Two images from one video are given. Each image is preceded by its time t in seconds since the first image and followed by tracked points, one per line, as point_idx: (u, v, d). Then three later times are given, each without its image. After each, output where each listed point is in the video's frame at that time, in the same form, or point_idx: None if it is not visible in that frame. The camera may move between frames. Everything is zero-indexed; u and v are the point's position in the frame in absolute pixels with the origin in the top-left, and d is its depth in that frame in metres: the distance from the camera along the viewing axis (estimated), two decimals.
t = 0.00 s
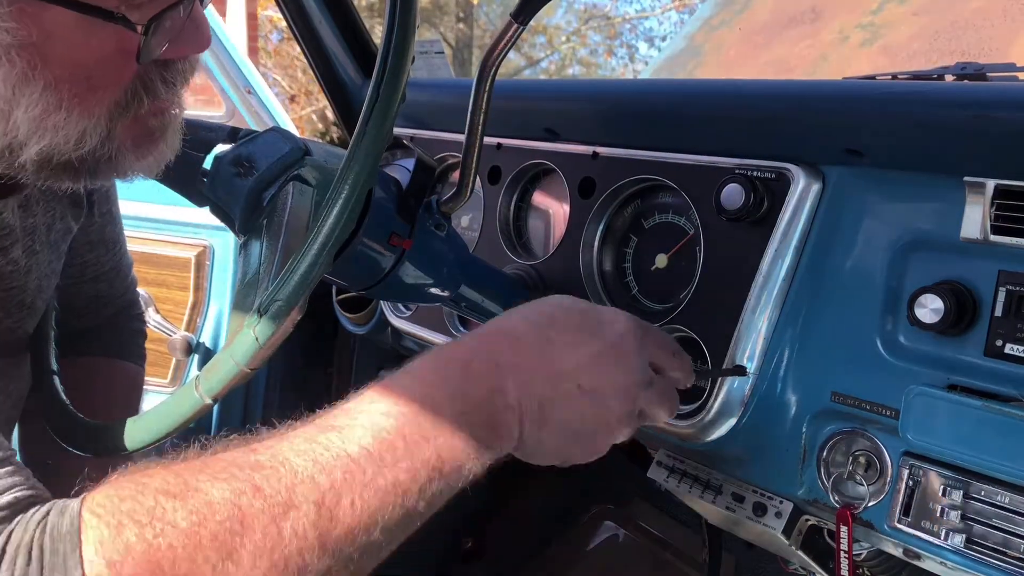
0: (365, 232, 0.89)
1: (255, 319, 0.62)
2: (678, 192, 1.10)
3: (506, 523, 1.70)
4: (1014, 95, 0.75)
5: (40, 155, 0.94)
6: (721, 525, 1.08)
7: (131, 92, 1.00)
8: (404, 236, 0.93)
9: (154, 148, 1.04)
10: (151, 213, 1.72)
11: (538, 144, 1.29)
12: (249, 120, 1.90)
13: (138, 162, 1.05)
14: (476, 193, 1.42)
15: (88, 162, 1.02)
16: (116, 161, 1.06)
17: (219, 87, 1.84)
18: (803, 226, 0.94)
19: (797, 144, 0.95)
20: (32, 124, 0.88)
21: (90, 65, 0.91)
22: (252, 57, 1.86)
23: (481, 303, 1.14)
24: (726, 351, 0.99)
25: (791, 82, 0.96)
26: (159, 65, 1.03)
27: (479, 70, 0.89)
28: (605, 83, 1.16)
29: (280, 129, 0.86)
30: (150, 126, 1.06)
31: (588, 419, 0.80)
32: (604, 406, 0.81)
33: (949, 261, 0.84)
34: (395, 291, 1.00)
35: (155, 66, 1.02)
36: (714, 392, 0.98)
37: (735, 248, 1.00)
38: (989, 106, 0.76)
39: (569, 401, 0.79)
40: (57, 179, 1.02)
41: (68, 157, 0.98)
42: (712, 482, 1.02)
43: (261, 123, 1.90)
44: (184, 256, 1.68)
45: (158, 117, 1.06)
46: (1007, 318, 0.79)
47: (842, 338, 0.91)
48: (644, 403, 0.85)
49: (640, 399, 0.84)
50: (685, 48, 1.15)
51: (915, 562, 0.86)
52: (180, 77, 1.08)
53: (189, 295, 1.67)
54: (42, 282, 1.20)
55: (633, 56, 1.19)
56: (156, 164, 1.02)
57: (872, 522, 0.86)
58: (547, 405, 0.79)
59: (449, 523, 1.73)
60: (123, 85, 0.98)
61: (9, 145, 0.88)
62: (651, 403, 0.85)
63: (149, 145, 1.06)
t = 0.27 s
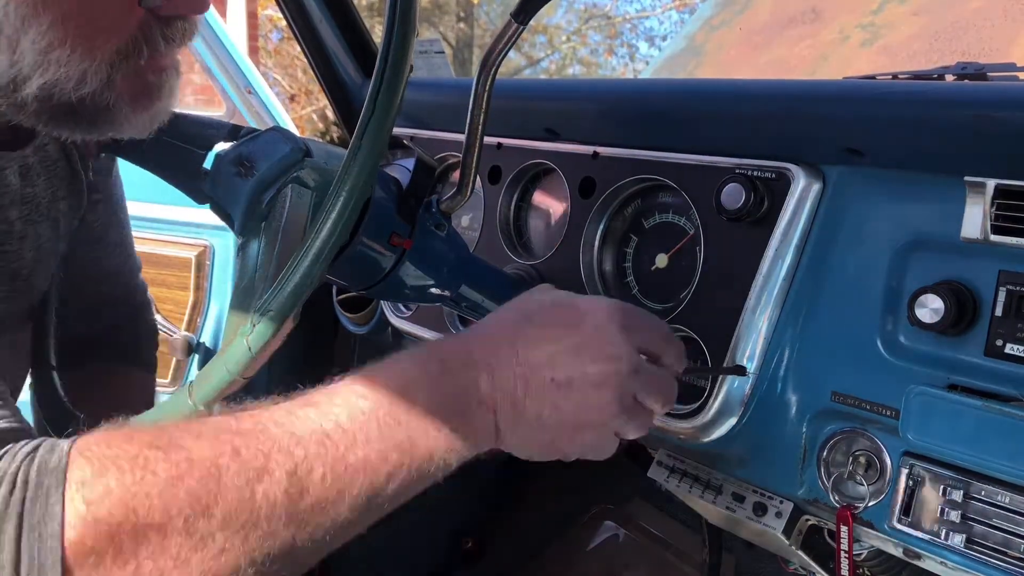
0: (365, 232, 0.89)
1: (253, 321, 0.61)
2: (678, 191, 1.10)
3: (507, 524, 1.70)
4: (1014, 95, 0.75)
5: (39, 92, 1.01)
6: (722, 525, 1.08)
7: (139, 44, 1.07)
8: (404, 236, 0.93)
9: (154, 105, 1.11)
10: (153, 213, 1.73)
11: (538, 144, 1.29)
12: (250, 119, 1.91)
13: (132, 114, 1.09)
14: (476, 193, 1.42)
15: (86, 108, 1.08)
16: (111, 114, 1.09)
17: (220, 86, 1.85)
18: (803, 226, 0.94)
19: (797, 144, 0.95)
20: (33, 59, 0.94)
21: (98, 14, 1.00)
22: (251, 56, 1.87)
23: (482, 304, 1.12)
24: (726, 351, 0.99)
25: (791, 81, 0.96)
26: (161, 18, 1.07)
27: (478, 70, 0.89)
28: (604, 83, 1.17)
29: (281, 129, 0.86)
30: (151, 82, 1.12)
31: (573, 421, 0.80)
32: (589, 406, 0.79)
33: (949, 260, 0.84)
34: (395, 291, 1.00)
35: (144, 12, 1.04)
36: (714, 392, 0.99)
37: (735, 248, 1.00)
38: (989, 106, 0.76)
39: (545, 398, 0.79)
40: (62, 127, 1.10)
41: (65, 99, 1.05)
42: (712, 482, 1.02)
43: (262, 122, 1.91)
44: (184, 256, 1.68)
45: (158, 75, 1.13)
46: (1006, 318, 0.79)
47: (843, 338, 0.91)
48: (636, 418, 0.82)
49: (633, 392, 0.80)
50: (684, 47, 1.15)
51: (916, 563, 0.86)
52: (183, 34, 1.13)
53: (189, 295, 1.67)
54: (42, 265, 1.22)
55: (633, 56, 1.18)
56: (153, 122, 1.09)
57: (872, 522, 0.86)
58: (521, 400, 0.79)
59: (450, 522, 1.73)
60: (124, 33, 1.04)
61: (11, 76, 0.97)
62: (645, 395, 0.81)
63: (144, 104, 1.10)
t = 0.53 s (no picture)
0: (365, 232, 0.89)
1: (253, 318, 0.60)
2: (678, 191, 1.10)
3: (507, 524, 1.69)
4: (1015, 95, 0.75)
5: (49, 72, 1.06)
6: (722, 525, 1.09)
7: (144, 43, 1.07)
8: (404, 236, 0.93)
9: (155, 115, 1.16)
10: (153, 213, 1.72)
11: (539, 144, 1.29)
12: (251, 121, 1.89)
13: (133, 119, 1.14)
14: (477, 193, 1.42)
15: (88, 100, 1.10)
16: (115, 118, 1.13)
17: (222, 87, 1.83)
18: (804, 226, 0.95)
19: (797, 144, 0.95)
20: (46, 36, 1.00)
21: (105, 7, 1.01)
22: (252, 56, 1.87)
23: (482, 303, 1.13)
24: (726, 351, 0.99)
25: (790, 81, 0.96)
26: (168, 24, 1.08)
27: (479, 71, 0.89)
28: (605, 83, 1.17)
29: (281, 129, 0.86)
30: (158, 91, 1.14)
31: (537, 423, 0.68)
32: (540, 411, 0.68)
33: (950, 260, 0.84)
34: (396, 291, 1.00)
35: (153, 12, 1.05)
36: (714, 392, 0.99)
37: (735, 247, 1.01)
38: (990, 106, 0.76)
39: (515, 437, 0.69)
40: (67, 117, 1.12)
41: (72, 82, 1.08)
42: (713, 482, 1.03)
43: (262, 121, 1.87)
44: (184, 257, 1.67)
45: (163, 81, 1.14)
46: (1007, 317, 0.79)
47: (843, 338, 0.91)
48: (617, 430, 0.70)
49: (606, 380, 0.68)
50: (685, 48, 1.15)
51: (916, 562, 0.86)
52: (191, 47, 1.13)
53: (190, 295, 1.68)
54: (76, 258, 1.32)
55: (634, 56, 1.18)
56: (154, 131, 1.19)
57: (873, 522, 0.86)
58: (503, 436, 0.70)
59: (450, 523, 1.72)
60: (132, 31, 1.05)
61: (27, 55, 1.03)
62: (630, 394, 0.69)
63: (149, 110, 1.15)
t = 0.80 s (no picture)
0: (366, 232, 0.90)
1: (253, 319, 0.60)
2: (678, 191, 1.10)
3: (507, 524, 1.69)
4: (1015, 95, 0.75)
5: (55, 77, 1.06)
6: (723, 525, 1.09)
7: (150, 48, 1.07)
8: (404, 236, 0.93)
9: (161, 122, 1.15)
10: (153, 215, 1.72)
11: (539, 144, 1.29)
12: (251, 121, 1.88)
13: (139, 127, 1.13)
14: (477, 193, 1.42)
15: (94, 107, 1.09)
16: (120, 125, 1.12)
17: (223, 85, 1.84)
18: (804, 226, 0.95)
19: (797, 144, 0.95)
20: (52, 43, 1.02)
21: (111, 10, 1.01)
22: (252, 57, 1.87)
23: (482, 303, 1.15)
24: (727, 351, 0.99)
25: (791, 82, 0.96)
26: (174, 30, 1.08)
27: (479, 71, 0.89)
28: (605, 84, 1.17)
29: (282, 130, 0.87)
30: (165, 99, 1.13)
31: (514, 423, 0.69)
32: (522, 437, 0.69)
33: (950, 261, 0.84)
34: (395, 292, 1.00)
35: (160, 17, 1.05)
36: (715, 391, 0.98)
37: (735, 248, 1.01)
38: (990, 106, 0.76)
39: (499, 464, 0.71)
40: (73, 124, 1.11)
41: (78, 89, 1.07)
42: (713, 482, 1.03)
43: (262, 122, 1.87)
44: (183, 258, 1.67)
45: (169, 88, 1.13)
46: (1007, 317, 0.79)
47: (844, 338, 0.91)
48: (587, 410, 0.68)
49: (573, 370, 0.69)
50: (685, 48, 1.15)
51: (916, 562, 0.86)
52: (196, 54, 1.14)
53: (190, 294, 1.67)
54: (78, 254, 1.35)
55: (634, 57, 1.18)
56: (160, 139, 1.17)
57: (873, 522, 0.86)
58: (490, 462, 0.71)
59: (450, 522, 1.72)
60: (138, 36, 1.05)
61: (33, 60, 1.04)
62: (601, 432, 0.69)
63: (155, 117, 1.14)
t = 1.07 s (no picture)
0: (365, 232, 0.90)
1: (252, 320, 0.60)
2: (678, 191, 1.10)
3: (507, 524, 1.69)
4: (1014, 95, 0.75)
5: (49, 77, 1.06)
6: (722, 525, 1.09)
7: (145, 49, 1.07)
8: (404, 236, 0.93)
9: (155, 124, 1.15)
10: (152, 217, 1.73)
11: (538, 144, 1.29)
12: (250, 120, 1.91)
13: (133, 127, 1.12)
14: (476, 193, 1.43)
15: (89, 107, 1.09)
16: (114, 125, 1.11)
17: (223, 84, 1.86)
18: (804, 226, 0.95)
19: (797, 144, 0.95)
20: (45, 42, 1.02)
21: (105, 11, 1.02)
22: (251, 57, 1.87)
23: (482, 303, 1.14)
24: (727, 350, 0.99)
25: (791, 82, 0.96)
26: (170, 31, 1.09)
27: (479, 71, 0.89)
28: (604, 84, 1.17)
29: (281, 130, 0.87)
30: (159, 99, 1.13)
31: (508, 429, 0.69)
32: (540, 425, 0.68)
33: (949, 261, 0.84)
34: (394, 292, 1.00)
35: (155, 19, 1.06)
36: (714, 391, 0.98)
37: (735, 248, 1.01)
38: (989, 106, 0.76)
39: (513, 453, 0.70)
40: (67, 125, 1.10)
41: (72, 88, 1.07)
42: (712, 482, 1.03)
43: (262, 121, 1.91)
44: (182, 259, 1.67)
45: (164, 89, 1.13)
46: (1007, 317, 0.79)
47: (844, 338, 0.91)
48: (583, 427, 0.69)
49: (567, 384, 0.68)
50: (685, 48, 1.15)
51: (916, 562, 0.86)
52: (193, 55, 1.14)
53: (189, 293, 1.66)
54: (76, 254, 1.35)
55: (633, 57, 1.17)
56: (154, 141, 1.16)
57: (872, 522, 0.86)
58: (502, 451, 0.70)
59: (449, 522, 1.72)
60: (134, 36, 1.06)
61: (26, 60, 1.03)
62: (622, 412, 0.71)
63: (149, 117, 1.13)
